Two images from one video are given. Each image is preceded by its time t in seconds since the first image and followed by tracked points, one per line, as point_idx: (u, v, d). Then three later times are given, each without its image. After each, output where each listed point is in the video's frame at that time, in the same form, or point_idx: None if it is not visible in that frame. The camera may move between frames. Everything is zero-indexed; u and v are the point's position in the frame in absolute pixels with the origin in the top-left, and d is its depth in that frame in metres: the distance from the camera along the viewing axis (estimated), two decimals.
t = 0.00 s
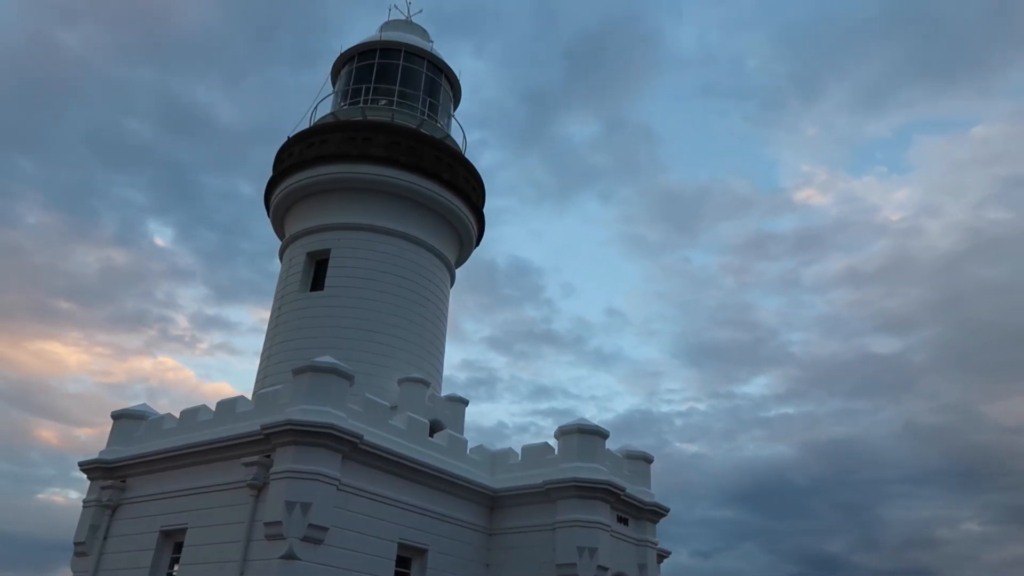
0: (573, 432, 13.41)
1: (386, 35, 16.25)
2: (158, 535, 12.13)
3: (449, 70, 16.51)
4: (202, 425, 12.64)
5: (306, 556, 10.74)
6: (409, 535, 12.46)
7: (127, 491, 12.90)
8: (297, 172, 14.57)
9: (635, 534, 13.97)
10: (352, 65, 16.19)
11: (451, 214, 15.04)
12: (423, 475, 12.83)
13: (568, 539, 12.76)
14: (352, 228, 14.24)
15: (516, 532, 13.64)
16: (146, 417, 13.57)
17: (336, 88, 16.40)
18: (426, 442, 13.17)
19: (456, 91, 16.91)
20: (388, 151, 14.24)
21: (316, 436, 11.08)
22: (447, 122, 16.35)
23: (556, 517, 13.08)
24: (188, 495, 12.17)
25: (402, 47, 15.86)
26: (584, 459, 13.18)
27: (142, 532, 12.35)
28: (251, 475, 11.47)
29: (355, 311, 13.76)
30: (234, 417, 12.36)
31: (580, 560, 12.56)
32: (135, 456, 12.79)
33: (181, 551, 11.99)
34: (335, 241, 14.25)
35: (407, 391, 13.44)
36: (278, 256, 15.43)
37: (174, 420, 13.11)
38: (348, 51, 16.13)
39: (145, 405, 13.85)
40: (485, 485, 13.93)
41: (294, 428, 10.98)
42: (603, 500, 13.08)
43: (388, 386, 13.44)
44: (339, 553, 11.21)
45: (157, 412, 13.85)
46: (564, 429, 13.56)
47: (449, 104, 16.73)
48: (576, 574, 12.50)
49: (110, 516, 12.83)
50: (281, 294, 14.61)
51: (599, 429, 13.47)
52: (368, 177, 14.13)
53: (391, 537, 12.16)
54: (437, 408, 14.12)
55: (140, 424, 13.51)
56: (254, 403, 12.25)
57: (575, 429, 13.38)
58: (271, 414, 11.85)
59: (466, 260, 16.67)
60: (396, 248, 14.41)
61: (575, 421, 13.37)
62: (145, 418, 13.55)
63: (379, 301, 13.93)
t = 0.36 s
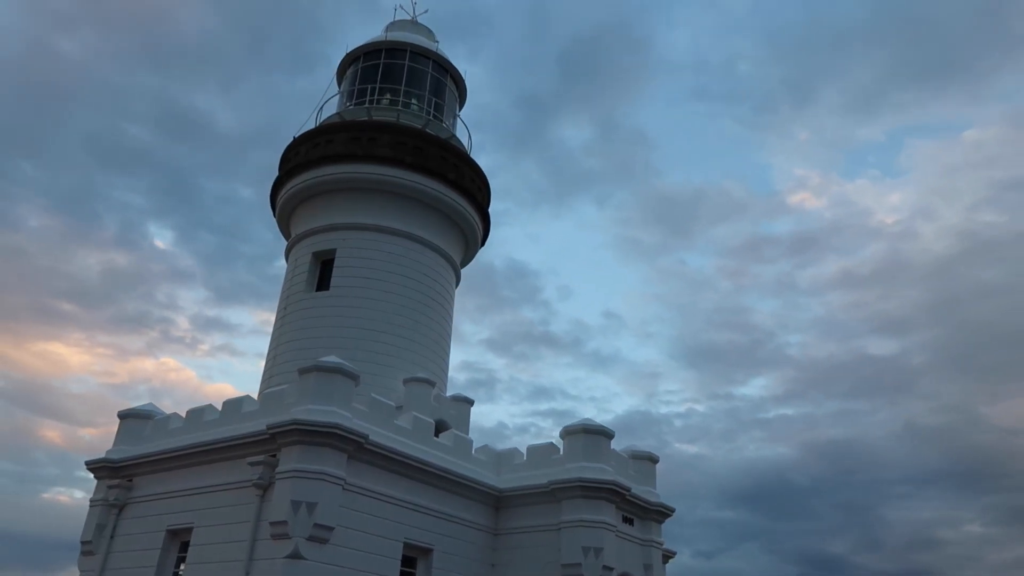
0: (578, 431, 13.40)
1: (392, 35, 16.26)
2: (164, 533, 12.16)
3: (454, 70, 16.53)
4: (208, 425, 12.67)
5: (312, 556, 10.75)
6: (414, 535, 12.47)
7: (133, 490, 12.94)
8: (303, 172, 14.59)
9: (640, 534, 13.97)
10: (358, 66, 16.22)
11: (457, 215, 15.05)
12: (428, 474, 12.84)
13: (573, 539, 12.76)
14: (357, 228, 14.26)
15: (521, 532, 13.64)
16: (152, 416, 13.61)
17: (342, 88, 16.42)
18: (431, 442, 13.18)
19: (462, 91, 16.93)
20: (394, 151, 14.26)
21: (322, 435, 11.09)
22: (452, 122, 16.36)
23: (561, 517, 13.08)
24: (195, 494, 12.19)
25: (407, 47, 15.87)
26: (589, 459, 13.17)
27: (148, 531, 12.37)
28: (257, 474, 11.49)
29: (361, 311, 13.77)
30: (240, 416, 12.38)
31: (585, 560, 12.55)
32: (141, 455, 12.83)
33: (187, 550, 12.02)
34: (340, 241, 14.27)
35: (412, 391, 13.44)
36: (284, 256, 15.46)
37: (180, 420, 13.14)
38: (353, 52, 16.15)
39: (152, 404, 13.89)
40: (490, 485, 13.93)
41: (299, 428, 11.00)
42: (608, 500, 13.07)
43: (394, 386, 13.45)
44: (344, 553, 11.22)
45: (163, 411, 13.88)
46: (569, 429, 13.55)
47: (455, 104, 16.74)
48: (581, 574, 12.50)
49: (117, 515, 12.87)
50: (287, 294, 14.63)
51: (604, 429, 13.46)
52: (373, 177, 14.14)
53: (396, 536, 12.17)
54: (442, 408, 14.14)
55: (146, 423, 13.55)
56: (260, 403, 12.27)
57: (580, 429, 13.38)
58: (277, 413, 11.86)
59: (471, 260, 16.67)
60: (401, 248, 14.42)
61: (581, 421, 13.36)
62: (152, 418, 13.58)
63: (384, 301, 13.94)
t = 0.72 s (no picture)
0: (584, 432, 13.40)
1: (398, 35, 16.27)
2: (171, 533, 12.19)
3: (461, 70, 16.54)
4: (215, 424, 12.69)
5: (318, 555, 10.77)
6: (420, 535, 12.48)
7: (141, 489, 12.98)
8: (309, 172, 14.62)
9: (647, 534, 13.96)
10: (364, 66, 16.24)
11: (463, 215, 15.06)
12: (434, 474, 12.85)
13: (580, 539, 12.76)
14: (364, 228, 14.28)
15: (527, 532, 13.64)
16: (160, 415, 13.65)
17: (348, 88, 16.45)
18: (437, 442, 13.19)
19: (468, 91, 16.94)
20: (400, 151, 14.27)
21: (329, 435, 11.11)
22: (458, 122, 16.37)
23: (568, 517, 13.07)
24: (202, 493, 12.22)
25: (414, 48, 15.89)
26: (595, 459, 13.17)
27: (156, 530, 12.41)
28: (264, 474, 11.52)
29: (367, 311, 13.80)
30: (247, 416, 12.41)
31: (591, 560, 12.55)
32: (149, 454, 12.86)
33: (194, 549, 12.05)
34: (347, 241, 14.29)
35: (419, 391, 13.46)
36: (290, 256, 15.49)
37: (188, 419, 13.17)
38: (360, 52, 16.17)
39: (159, 404, 13.93)
40: (496, 485, 13.94)
41: (306, 427, 11.02)
42: (614, 500, 13.07)
43: (400, 386, 13.47)
44: (351, 553, 11.23)
45: (170, 411, 13.92)
46: (575, 429, 13.55)
47: (461, 104, 16.76)
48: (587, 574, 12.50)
49: (124, 514, 12.91)
50: (293, 294, 14.66)
51: (610, 429, 13.45)
52: (380, 177, 14.16)
53: (402, 536, 12.18)
54: (448, 408, 14.15)
55: (154, 422, 13.59)
56: (267, 402, 12.29)
57: (586, 429, 13.37)
58: (284, 413, 11.88)
59: (477, 260, 16.68)
60: (408, 248, 14.44)
61: (587, 421, 13.36)
62: (159, 417, 13.62)
63: (391, 301, 13.96)
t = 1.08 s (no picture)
0: (590, 432, 13.39)
1: (404, 35, 16.29)
2: (178, 532, 12.21)
3: (466, 70, 16.55)
4: (221, 424, 12.72)
5: (324, 555, 10.78)
6: (426, 535, 12.49)
7: (148, 488, 13.01)
8: (315, 172, 14.64)
9: (652, 535, 13.95)
10: (370, 66, 16.27)
11: (468, 215, 15.07)
12: (439, 474, 12.85)
13: (585, 539, 12.75)
14: (369, 228, 14.30)
15: (533, 532, 13.64)
16: (166, 415, 13.68)
17: (354, 87, 16.47)
18: (443, 441, 13.20)
19: (474, 91, 16.95)
20: (406, 152, 14.29)
21: (335, 435, 11.12)
22: (464, 122, 16.39)
23: (573, 517, 13.07)
24: (208, 492, 12.25)
25: (419, 48, 15.90)
26: (600, 459, 13.16)
27: (162, 529, 12.44)
28: (270, 473, 11.54)
29: (372, 310, 13.81)
30: (253, 416, 12.42)
31: (597, 560, 12.55)
32: (155, 454, 12.89)
33: (200, 548, 12.07)
34: (352, 241, 14.31)
35: (424, 390, 13.47)
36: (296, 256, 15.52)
37: (194, 419, 13.20)
38: (365, 52, 16.20)
39: (165, 404, 13.97)
40: (501, 484, 13.94)
41: (312, 427, 11.03)
42: (620, 500, 13.06)
43: (406, 386, 13.48)
44: (357, 552, 11.25)
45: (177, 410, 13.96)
46: (580, 429, 13.54)
47: (466, 103, 16.77)
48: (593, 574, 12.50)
49: (131, 513, 12.95)
50: (299, 293, 14.68)
51: (616, 429, 13.44)
52: (385, 177, 14.18)
53: (408, 535, 12.19)
54: (453, 408, 14.16)
55: (160, 422, 13.63)
56: (273, 402, 12.30)
57: (592, 429, 13.37)
58: (290, 412, 11.90)
59: (483, 260, 16.68)
60: (413, 248, 14.45)
61: (592, 421, 13.35)
62: (166, 416, 13.66)
63: (396, 301, 13.97)
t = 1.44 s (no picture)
0: (596, 432, 13.38)
1: (410, 35, 16.30)
2: (185, 531, 12.25)
3: (472, 70, 16.57)
4: (228, 424, 12.75)
5: (331, 554, 10.80)
6: (432, 534, 12.50)
7: (155, 488, 13.05)
8: (322, 173, 14.67)
9: (659, 535, 13.94)
10: (377, 66, 16.30)
11: (475, 215, 15.09)
12: (446, 474, 12.87)
13: (591, 539, 12.75)
14: (376, 228, 14.32)
15: (539, 532, 13.64)
16: (173, 414, 13.73)
17: (360, 88, 16.50)
18: (449, 441, 13.21)
19: (480, 91, 16.97)
20: (412, 152, 14.30)
21: (341, 435, 11.14)
22: (470, 122, 16.40)
23: (579, 517, 13.07)
24: (215, 492, 12.28)
25: (426, 48, 15.93)
26: (607, 459, 13.16)
27: (170, 529, 12.48)
28: (277, 473, 11.56)
29: (379, 310, 13.84)
30: (259, 416, 12.45)
31: (603, 560, 12.54)
32: (163, 453, 12.93)
33: (207, 547, 12.11)
34: (359, 241, 14.33)
35: (431, 390, 13.48)
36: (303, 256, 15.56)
37: (201, 418, 13.24)
38: (372, 52, 16.23)
39: (173, 403, 14.01)
40: (508, 484, 13.94)
41: (319, 427, 11.05)
42: (626, 501, 13.05)
43: (412, 386, 13.49)
44: (363, 552, 11.27)
45: (184, 410, 14.00)
46: (587, 429, 13.54)
47: (473, 103, 16.79)
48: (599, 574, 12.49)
49: (139, 512, 12.99)
50: (306, 293, 14.71)
51: (622, 429, 13.43)
52: (392, 177, 14.20)
53: (414, 535, 12.20)
54: (460, 408, 14.18)
55: (167, 421, 13.67)
56: (280, 402, 12.33)
57: (598, 429, 13.36)
58: (297, 412, 11.93)
59: (489, 260, 16.70)
60: (420, 248, 14.47)
61: (599, 421, 13.34)
62: (173, 416, 13.70)
63: (403, 301, 13.99)
